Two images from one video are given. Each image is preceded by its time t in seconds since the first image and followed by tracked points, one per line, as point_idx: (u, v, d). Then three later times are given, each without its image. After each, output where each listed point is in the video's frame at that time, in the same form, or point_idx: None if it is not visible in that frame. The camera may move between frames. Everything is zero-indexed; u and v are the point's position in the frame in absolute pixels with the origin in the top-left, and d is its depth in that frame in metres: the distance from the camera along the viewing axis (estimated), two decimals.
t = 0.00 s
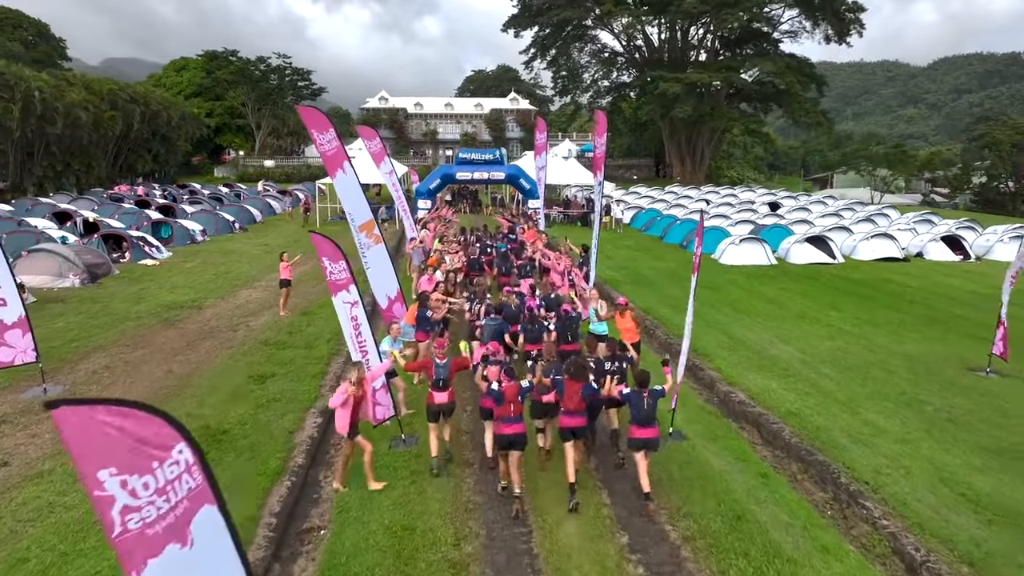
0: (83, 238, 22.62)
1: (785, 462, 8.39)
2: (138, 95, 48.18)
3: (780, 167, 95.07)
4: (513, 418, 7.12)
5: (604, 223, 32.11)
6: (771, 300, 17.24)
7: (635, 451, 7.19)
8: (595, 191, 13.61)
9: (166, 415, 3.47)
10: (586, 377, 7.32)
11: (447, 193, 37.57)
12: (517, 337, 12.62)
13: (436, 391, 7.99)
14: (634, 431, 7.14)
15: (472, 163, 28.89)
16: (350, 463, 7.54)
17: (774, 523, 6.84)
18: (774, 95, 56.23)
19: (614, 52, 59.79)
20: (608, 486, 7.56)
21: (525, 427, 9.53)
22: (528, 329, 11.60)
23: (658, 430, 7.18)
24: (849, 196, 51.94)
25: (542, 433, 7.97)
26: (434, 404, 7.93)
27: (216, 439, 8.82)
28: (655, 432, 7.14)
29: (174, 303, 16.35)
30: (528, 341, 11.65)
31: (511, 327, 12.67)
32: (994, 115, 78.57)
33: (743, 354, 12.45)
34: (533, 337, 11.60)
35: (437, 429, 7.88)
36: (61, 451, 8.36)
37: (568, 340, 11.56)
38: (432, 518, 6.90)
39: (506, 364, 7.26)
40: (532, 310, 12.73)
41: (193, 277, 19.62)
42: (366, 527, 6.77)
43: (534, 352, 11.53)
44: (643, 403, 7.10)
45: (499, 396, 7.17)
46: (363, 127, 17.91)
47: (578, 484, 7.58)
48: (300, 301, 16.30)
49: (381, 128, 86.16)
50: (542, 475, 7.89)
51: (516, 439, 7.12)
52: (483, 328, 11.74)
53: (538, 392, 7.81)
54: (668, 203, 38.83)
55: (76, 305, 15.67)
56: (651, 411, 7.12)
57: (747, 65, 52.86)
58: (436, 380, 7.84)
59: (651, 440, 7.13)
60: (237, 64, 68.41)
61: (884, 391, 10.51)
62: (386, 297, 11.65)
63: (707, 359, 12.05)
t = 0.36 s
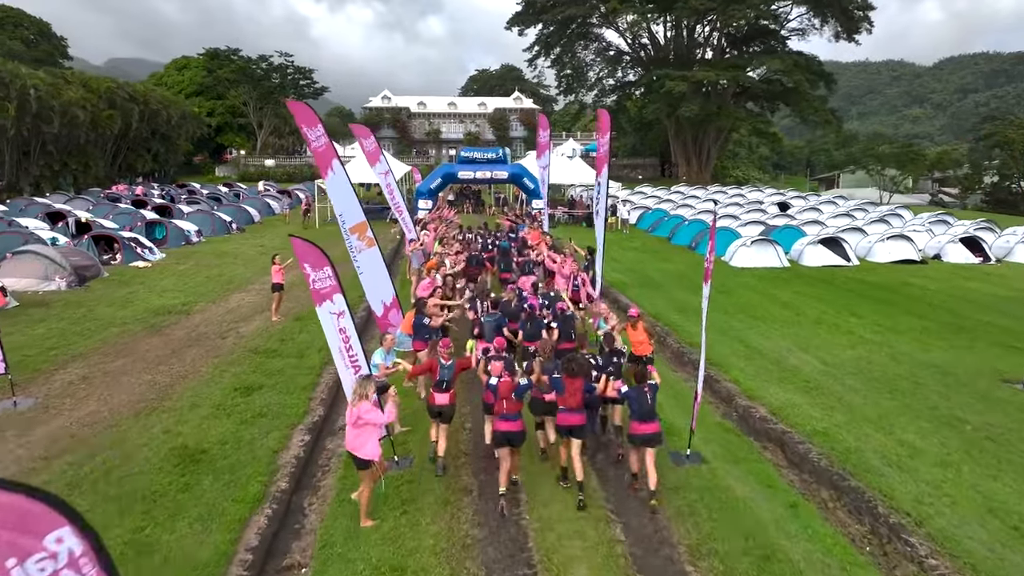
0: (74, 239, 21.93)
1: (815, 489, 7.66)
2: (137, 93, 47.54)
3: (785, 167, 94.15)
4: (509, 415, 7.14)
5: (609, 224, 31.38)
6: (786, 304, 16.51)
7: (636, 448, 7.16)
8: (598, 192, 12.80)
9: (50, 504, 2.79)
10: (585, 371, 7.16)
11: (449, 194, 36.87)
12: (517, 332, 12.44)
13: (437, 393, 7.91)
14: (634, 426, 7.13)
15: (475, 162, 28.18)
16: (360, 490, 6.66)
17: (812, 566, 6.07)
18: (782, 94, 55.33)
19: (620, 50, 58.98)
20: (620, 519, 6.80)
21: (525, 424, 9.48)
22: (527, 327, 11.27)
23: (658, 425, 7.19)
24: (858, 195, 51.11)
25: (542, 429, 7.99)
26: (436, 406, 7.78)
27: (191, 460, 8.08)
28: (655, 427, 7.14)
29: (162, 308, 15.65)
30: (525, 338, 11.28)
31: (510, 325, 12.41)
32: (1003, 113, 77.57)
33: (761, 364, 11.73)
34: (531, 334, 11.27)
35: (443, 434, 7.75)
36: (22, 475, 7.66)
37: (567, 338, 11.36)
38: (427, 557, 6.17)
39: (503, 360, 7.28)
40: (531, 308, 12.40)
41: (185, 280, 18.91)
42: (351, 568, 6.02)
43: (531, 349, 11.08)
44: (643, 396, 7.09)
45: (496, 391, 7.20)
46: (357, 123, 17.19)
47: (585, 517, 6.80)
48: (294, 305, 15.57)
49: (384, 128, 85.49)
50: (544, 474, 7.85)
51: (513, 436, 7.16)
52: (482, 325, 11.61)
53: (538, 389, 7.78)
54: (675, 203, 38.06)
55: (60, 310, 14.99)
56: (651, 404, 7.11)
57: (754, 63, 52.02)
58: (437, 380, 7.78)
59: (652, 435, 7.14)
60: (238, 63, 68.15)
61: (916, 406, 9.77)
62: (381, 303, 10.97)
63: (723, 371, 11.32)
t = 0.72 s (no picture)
0: (64, 240, 21.31)
1: (851, 521, 6.93)
2: (137, 92, 46.97)
3: (790, 167, 93.41)
4: (508, 411, 7.09)
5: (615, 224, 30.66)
6: (802, 309, 15.78)
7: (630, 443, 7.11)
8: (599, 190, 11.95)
9: None
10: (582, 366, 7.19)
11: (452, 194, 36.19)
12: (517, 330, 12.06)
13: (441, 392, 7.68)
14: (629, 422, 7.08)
15: (477, 160, 27.47)
16: (359, 528, 5.92)
17: None
18: (790, 93, 54.48)
19: (626, 48, 58.22)
20: (638, 559, 6.05)
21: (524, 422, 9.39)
22: (527, 321, 11.31)
23: (654, 420, 7.10)
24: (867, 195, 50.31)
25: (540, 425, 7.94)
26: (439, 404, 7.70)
27: (165, 486, 7.39)
28: (650, 422, 7.07)
29: (151, 312, 14.98)
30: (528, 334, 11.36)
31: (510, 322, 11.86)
32: (1012, 113, 76.66)
33: (780, 375, 10.99)
34: (532, 330, 11.25)
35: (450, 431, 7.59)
36: None
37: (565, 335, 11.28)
38: None
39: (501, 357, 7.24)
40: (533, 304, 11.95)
41: (177, 283, 18.26)
42: None
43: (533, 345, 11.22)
44: (639, 392, 7.03)
45: (492, 388, 7.12)
46: (349, 122, 16.47)
47: (599, 557, 6.07)
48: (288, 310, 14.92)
49: (387, 127, 84.89)
50: (543, 471, 7.74)
51: (513, 433, 7.01)
52: (481, 324, 11.39)
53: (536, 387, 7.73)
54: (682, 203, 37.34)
55: (42, 315, 14.32)
56: (646, 398, 7.05)
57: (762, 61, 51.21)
58: (441, 378, 7.46)
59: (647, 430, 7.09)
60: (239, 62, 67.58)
61: (954, 423, 9.01)
62: (376, 310, 10.37)
63: (742, 383, 10.58)
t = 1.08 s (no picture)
0: (53, 241, 20.65)
1: (895, 559, 6.20)
2: (134, 90, 46.33)
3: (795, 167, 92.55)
4: (498, 406, 7.23)
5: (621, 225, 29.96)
6: (820, 314, 15.04)
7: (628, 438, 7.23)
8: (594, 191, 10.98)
9: None
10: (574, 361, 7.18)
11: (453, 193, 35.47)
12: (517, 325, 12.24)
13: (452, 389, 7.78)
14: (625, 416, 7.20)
15: (479, 159, 26.75)
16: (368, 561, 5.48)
17: None
18: (797, 91, 53.68)
19: (630, 46, 57.45)
20: None
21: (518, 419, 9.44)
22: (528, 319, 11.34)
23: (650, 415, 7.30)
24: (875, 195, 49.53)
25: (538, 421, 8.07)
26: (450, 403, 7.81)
27: (133, 514, 6.70)
28: (646, 416, 7.27)
29: (137, 317, 14.31)
30: (527, 332, 11.40)
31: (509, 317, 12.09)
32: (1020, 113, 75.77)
33: (803, 387, 10.27)
34: (531, 328, 11.30)
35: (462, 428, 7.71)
36: None
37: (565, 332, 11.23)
38: None
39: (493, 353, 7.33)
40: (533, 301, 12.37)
41: (167, 286, 17.57)
42: None
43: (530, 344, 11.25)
44: (633, 385, 7.26)
45: (482, 383, 7.22)
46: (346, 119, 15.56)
47: None
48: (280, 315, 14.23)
49: (389, 126, 84.22)
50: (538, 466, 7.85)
51: (502, 428, 7.19)
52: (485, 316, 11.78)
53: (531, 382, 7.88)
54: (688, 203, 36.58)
55: (22, 320, 13.65)
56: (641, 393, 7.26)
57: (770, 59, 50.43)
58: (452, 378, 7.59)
59: (644, 426, 7.19)
60: (240, 61, 66.92)
61: (996, 442, 8.29)
62: (368, 316, 9.86)
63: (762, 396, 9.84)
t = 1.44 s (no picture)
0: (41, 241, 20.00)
1: None
2: (133, 89, 45.70)
3: (800, 167, 91.73)
4: (492, 405, 6.85)
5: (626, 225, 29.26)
6: (839, 319, 14.31)
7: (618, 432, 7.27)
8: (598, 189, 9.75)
9: None
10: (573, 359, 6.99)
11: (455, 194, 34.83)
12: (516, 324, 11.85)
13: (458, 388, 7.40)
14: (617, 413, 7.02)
15: (482, 158, 26.04)
16: None
17: None
18: (805, 89, 52.87)
19: (635, 44, 56.73)
20: None
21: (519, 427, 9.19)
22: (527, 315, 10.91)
23: (641, 411, 7.29)
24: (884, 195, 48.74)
25: (536, 420, 8.03)
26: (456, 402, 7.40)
27: (91, 551, 5.99)
28: (635, 412, 7.21)
29: (122, 323, 13.64)
30: (527, 329, 10.95)
31: (510, 315, 11.59)
32: None
33: (828, 401, 9.56)
34: (532, 324, 10.83)
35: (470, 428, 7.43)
36: None
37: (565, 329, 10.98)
38: None
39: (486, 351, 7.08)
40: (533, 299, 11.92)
41: (156, 289, 16.90)
42: None
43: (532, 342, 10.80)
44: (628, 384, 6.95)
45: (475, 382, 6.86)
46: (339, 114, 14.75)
47: None
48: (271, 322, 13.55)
49: (391, 126, 83.57)
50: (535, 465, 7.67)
51: (495, 427, 6.87)
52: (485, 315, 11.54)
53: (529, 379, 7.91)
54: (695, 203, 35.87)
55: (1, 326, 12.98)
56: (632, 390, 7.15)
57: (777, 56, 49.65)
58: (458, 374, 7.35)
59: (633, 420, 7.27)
60: (240, 59, 66.27)
61: None
62: (361, 325, 9.31)
63: (786, 413, 9.11)
